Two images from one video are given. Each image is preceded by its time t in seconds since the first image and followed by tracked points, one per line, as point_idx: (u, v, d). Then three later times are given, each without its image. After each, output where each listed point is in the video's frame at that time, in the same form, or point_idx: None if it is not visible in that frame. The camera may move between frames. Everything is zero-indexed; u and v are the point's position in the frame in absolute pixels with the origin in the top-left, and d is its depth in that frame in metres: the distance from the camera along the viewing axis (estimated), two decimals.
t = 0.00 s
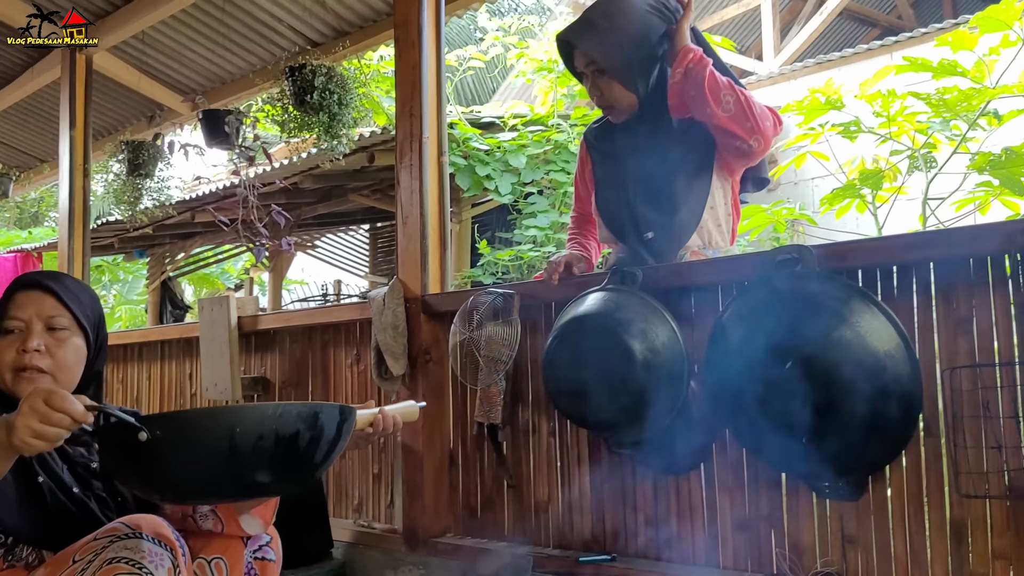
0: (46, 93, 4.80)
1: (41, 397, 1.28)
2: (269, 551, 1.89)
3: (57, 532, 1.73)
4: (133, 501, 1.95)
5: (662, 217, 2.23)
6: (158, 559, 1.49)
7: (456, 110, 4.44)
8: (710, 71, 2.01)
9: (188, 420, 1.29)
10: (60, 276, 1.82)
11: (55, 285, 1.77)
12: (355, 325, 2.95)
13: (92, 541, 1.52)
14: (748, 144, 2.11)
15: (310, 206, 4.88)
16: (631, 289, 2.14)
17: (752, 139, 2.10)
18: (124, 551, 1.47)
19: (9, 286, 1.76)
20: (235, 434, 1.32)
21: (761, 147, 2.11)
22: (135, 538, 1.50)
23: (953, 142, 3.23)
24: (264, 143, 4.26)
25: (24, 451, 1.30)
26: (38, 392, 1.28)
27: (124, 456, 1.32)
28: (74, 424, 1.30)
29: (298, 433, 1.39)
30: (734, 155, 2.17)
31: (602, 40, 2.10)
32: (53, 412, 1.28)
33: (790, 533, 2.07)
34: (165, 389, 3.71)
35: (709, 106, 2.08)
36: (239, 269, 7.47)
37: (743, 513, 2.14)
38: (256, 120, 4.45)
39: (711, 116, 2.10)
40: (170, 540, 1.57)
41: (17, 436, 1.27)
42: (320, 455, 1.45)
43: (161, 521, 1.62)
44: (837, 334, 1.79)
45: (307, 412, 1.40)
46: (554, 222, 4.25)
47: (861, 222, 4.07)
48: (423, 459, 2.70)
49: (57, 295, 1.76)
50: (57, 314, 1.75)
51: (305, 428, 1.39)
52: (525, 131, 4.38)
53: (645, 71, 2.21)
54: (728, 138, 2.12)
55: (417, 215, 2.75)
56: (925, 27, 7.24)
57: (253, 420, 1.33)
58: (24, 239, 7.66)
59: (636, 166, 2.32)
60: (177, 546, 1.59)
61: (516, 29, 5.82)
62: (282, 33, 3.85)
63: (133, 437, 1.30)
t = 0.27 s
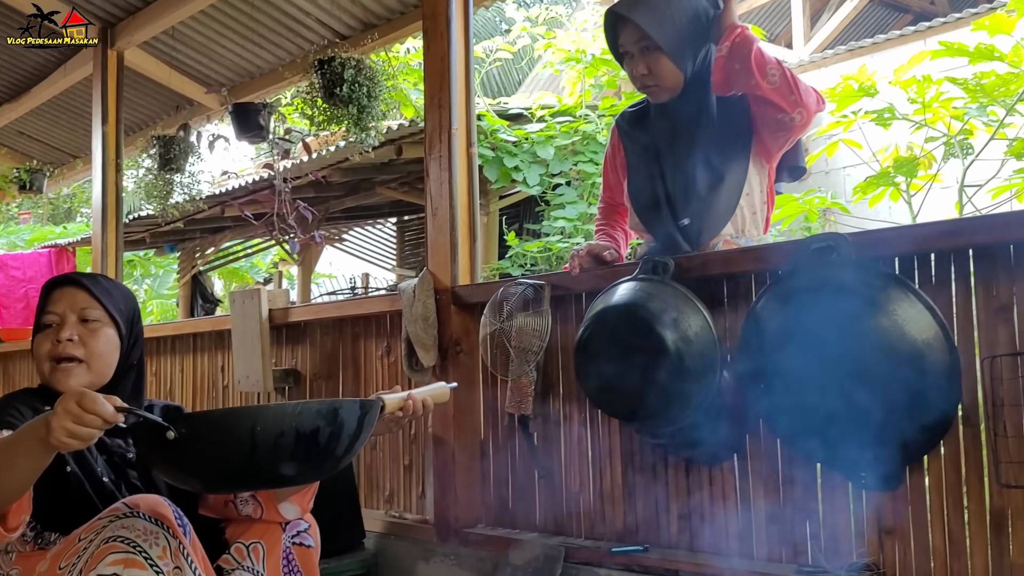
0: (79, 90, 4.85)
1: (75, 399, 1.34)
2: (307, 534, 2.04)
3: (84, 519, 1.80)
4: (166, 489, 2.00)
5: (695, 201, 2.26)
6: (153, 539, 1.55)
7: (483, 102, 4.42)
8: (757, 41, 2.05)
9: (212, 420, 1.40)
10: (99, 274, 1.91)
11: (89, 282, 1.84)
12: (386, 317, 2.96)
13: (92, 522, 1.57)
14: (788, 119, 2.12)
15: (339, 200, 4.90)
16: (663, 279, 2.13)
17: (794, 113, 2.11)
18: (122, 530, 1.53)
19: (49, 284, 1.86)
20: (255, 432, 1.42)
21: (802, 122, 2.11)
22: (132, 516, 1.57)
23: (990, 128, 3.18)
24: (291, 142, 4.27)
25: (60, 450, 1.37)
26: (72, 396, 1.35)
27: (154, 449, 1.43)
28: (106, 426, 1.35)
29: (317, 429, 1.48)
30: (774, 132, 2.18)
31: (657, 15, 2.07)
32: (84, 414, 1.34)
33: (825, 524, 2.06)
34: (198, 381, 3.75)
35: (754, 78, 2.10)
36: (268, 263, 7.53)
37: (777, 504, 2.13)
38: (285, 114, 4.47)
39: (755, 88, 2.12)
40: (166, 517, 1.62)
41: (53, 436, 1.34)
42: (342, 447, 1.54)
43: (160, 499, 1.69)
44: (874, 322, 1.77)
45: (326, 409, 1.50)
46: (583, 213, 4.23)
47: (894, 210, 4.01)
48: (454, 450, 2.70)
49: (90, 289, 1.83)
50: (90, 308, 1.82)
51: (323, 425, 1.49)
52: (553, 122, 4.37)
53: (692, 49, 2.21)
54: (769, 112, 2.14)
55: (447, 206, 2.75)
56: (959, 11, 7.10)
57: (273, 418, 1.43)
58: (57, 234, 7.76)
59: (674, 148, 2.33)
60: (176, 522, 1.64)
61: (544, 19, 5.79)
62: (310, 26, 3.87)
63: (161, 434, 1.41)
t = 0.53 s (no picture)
0: (100, 70, 4.88)
1: (107, 377, 1.34)
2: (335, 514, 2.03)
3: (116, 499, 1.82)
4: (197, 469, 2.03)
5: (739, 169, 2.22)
6: (172, 518, 1.53)
7: (503, 78, 4.38)
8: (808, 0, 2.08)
9: (248, 405, 1.34)
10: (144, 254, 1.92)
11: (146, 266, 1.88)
12: (408, 294, 2.97)
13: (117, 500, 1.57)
14: (828, 80, 2.12)
15: (359, 177, 4.89)
16: (687, 252, 2.12)
17: (834, 74, 2.11)
18: (143, 508, 1.52)
19: (98, 262, 1.84)
20: (290, 420, 1.37)
21: (841, 85, 2.12)
22: (155, 494, 1.55)
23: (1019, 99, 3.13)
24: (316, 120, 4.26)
25: (92, 428, 1.37)
26: (104, 374, 1.34)
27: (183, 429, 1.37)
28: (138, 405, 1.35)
29: (352, 418, 1.44)
30: (811, 98, 2.19)
31: None
32: (116, 393, 1.33)
33: (851, 498, 2.05)
34: (222, 359, 3.78)
35: (799, 36, 2.13)
36: (288, 243, 7.56)
37: (802, 478, 2.12)
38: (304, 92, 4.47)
39: (799, 47, 2.14)
40: (189, 498, 1.56)
41: (85, 414, 1.34)
42: (372, 437, 1.51)
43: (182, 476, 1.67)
44: (903, 294, 1.75)
45: (363, 398, 1.45)
46: (604, 188, 4.21)
47: (920, 184, 3.96)
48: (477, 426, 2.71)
49: (152, 274, 1.87)
50: (152, 292, 1.87)
51: (358, 414, 1.45)
52: (574, 98, 4.35)
53: (741, 16, 2.17)
54: (810, 73, 2.15)
55: (468, 182, 2.74)
56: None
57: (309, 407, 1.38)
58: (80, 215, 7.84)
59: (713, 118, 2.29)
60: (199, 504, 1.58)
61: None
62: (329, 3, 3.85)
63: (194, 415, 1.34)
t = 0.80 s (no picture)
0: (111, 38, 4.86)
1: (164, 382, 1.23)
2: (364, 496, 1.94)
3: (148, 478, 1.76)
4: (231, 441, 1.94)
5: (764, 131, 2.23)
6: (213, 498, 1.47)
7: (518, 42, 4.32)
8: None
9: (325, 415, 1.19)
10: (170, 213, 1.80)
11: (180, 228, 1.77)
12: (423, 260, 2.96)
13: (156, 474, 1.50)
14: (866, 35, 2.07)
15: (372, 145, 4.87)
16: (704, 216, 2.10)
17: (872, 28, 2.06)
18: (182, 486, 1.45)
19: (127, 224, 1.73)
20: (369, 430, 1.22)
21: (879, 39, 2.07)
22: (194, 473, 1.48)
23: None
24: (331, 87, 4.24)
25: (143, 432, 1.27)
26: (162, 379, 1.23)
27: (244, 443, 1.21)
28: (196, 414, 1.23)
29: (432, 428, 1.30)
30: (847, 54, 2.14)
31: None
32: (173, 401, 1.22)
33: (868, 462, 2.05)
34: (239, 327, 3.80)
35: None
36: (302, 211, 7.56)
37: (820, 442, 2.12)
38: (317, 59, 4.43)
39: (835, 3, 2.08)
40: (229, 477, 1.51)
41: (137, 421, 1.24)
42: (449, 445, 1.38)
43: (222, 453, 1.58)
44: (923, 258, 1.73)
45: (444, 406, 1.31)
46: (619, 153, 4.18)
47: (940, 147, 3.91)
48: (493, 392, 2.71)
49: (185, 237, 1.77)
50: (187, 257, 1.77)
51: (439, 423, 1.31)
52: (588, 62, 4.31)
53: None
54: (847, 27, 2.09)
55: (483, 147, 2.72)
56: None
57: (389, 416, 1.23)
58: (96, 184, 7.87)
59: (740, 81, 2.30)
60: (239, 485, 1.53)
61: None
62: None
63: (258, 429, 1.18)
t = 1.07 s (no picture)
0: (115, 6, 4.82)
1: (260, 445, 0.98)
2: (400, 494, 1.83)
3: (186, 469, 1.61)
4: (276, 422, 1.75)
5: (779, 103, 2.23)
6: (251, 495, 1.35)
7: (526, 8, 4.32)
8: None
9: (442, 474, 0.98)
10: (224, 192, 1.58)
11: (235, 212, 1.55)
12: (430, 228, 2.96)
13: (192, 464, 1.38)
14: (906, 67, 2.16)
15: (379, 113, 4.84)
16: (714, 180, 2.09)
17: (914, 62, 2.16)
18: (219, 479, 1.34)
19: (175, 203, 1.52)
20: (493, 490, 1.01)
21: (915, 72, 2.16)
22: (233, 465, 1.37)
23: None
24: (337, 54, 4.25)
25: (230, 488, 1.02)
26: (257, 439, 0.98)
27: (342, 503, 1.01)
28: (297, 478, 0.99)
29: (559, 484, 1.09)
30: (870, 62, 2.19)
31: None
32: (269, 467, 0.98)
33: (878, 427, 2.04)
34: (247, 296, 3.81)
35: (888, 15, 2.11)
36: (310, 180, 7.54)
37: (829, 407, 2.12)
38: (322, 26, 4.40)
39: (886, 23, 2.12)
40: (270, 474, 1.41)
41: (229, 484, 1.00)
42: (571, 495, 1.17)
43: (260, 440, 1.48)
44: (934, 220, 1.72)
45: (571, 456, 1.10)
46: (628, 120, 4.14)
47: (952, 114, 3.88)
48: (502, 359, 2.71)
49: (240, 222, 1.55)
50: (243, 245, 1.54)
51: (565, 478, 1.10)
52: (597, 28, 4.27)
53: None
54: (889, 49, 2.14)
55: (491, 113, 2.71)
56: None
57: (516, 475, 1.02)
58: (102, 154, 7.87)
59: (761, 57, 2.26)
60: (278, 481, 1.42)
61: None
62: None
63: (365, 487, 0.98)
